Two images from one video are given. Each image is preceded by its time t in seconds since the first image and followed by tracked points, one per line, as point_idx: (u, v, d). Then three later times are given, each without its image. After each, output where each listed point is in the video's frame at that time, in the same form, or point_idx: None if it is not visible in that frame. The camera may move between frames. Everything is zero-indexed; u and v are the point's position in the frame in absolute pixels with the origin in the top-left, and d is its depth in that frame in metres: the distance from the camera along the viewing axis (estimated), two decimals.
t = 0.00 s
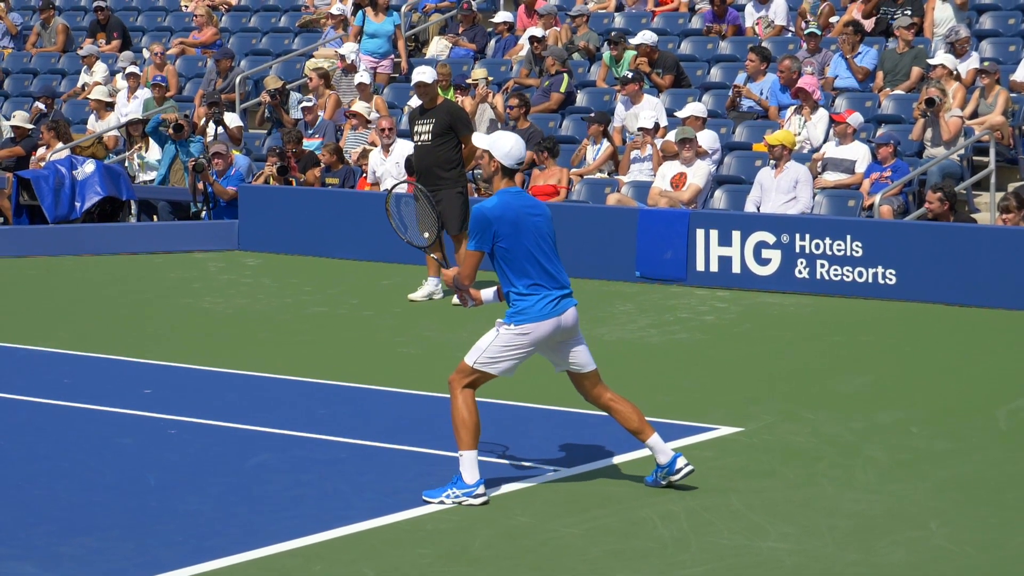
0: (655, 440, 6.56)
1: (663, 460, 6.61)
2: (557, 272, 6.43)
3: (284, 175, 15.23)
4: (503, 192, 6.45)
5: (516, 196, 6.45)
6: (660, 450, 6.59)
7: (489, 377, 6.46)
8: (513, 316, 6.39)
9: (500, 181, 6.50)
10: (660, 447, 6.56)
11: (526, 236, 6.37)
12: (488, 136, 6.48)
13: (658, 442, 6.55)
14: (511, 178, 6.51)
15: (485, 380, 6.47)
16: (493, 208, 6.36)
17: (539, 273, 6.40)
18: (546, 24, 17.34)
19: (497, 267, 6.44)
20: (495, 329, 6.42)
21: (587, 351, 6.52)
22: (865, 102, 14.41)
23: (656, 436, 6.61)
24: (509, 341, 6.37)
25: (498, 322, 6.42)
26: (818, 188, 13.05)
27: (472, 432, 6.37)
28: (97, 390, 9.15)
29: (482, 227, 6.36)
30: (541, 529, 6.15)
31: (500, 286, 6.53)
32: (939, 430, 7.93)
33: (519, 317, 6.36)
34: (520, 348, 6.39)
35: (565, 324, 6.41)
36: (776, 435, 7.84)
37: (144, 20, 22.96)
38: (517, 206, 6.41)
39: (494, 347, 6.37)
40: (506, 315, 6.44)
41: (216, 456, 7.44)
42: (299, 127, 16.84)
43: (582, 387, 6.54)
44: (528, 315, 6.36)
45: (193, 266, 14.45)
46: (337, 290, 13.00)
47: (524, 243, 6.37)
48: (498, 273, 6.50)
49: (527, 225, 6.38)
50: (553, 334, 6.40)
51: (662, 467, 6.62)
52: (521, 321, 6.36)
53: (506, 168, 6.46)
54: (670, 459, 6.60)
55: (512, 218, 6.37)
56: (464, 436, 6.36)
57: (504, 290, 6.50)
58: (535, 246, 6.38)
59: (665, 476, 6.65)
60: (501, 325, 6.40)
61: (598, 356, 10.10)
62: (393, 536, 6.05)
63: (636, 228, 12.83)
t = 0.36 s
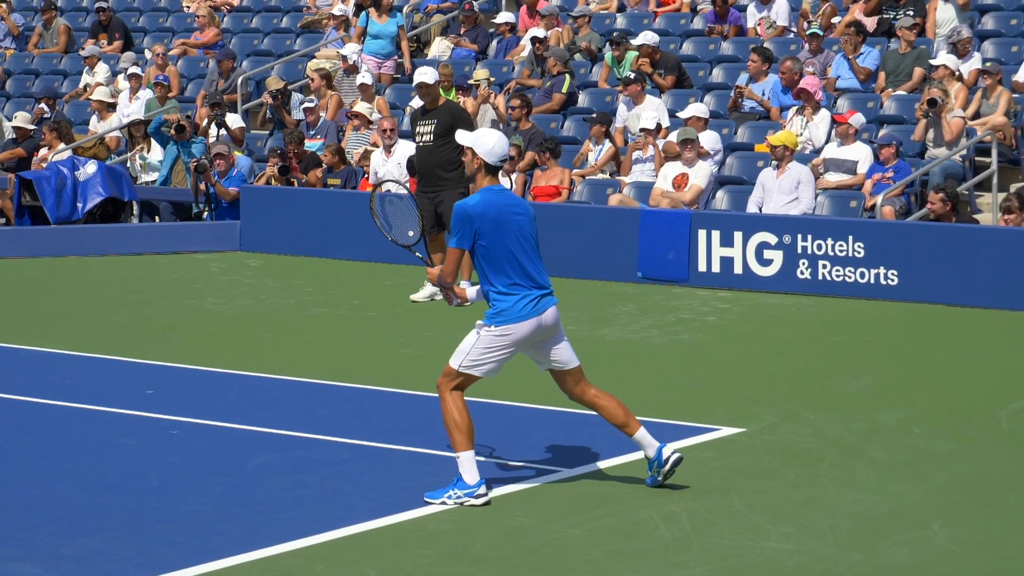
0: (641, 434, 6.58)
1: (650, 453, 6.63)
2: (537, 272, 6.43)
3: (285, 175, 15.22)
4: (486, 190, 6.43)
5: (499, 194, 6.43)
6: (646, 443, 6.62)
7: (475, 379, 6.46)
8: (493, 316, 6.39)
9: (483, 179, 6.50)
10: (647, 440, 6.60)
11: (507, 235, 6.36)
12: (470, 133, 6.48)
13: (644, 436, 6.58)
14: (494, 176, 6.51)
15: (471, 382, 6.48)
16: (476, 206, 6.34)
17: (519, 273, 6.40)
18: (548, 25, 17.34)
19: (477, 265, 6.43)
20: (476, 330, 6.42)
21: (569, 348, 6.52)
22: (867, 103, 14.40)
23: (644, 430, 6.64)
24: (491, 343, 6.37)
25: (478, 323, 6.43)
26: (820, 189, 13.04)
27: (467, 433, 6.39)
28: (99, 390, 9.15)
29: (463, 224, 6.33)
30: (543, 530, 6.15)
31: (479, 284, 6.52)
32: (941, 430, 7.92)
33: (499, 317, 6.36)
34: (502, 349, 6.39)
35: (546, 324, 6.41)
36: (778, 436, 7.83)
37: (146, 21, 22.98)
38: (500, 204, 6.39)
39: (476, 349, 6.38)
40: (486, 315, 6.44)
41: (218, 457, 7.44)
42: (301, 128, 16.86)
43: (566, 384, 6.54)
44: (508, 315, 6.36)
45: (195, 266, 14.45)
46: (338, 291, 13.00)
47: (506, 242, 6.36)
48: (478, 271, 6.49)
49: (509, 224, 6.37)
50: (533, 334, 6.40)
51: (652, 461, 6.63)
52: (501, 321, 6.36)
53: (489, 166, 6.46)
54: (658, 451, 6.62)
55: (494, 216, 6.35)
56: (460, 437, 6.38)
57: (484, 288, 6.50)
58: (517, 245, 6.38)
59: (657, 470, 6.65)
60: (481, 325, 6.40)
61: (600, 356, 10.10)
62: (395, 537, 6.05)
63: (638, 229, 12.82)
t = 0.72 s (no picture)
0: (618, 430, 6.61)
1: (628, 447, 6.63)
2: (519, 268, 6.42)
3: (287, 175, 15.21)
4: (470, 185, 6.42)
5: (482, 189, 6.42)
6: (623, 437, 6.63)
7: (466, 379, 6.45)
8: (475, 313, 6.38)
9: (467, 174, 6.46)
10: (624, 434, 6.62)
11: (490, 230, 6.35)
12: (454, 128, 6.43)
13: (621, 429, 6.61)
14: (478, 170, 6.47)
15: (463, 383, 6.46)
16: (458, 200, 6.33)
17: (501, 269, 6.40)
18: (550, 26, 17.31)
19: (459, 261, 6.42)
20: (460, 330, 6.41)
21: (549, 347, 6.54)
22: (868, 103, 14.42)
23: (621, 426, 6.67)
24: (476, 341, 6.35)
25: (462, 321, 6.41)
26: (822, 189, 13.03)
27: (464, 434, 6.38)
28: (101, 391, 9.16)
29: (446, 218, 6.33)
30: (545, 530, 6.15)
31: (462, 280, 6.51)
32: (942, 430, 7.92)
33: (482, 314, 6.35)
34: (488, 347, 6.37)
35: (528, 320, 6.40)
36: (779, 436, 7.83)
37: (148, 22, 23.01)
38: (483, 199, 6.38)
39: (462, 348, 6.36)
40: (467, 312, 6.43)
41: (220, 458, 7.45)
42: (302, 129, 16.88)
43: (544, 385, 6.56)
44: (490, 312, 6.35)
45: (197, 267, 14.46)
46: (340, 291, 13.01)
47: (488, 237, 6.36)
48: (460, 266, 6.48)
49: (491, 219, 6.37)
50: (516, 331, 6.39)
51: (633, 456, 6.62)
52: (483, 318, 6.35)
53: (473, 160, 6.43)
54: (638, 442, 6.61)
55: (477, 212, 6.34)
56: (457, 439, 6.37)
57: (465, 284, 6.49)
58: (498, 240, 6.37)
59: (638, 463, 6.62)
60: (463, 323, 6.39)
61: (602, 357, 10.10)
62: (397, 537, 6.05)
63: (640, 229, 12.82)
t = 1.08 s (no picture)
0: (588, 427, 6.60)
1: (598, 445, 6.60)
2: (502, 262, 6.46)
3: (289, 175, 15.21)
4: (454, 179, 6.43)
5: (465, 183, 6.44)
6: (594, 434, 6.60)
7: (460, 377, 6.47)
8: (461, 308, 6.39)
9: (451, 168, 6.46)
10: (594, 431, 6.59)
11: (474, 224, 6.38)
12: (438, 122, 6.44)
13: (592, 426, 6.59)
14: (462, 164, 6.48)
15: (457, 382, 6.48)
16: (442, 194, 6.34)
17: (485, 263, 6.42)
18: (552, 26, 17.30)
19: (443, 255, 6.43)
20: (448, 328, 6.42)
21: (530, 341, 6.58)
22: (870, 103, 14.43)
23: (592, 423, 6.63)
24: (464, 339, 6.37)
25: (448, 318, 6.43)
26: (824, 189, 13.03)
27: (463, 435, 6.38)
28: (103, 391, 9.17)
29: (430, 212, 6.34)
30: (547, 531, 6.15)
31: (446, 275, 6.52)
32: (945, 431, 7.92)
33: (468, 309, 6.37)
34: (476, 343, 6.39)
35: (513, 315, 6.43)
36: (782, 436, 7.84)
37: (150, 22, 23.03)
38: (466, 193, 6.40)
39: (451, 347, 6.39)
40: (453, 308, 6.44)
41: (223, 458, 7.45)
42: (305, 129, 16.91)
43: (521, 381, 6.61)
44: (476, 307, 6.36)
45: (199, 267, 14.47)
46: (343, 292, 13.02)
47: (471, 231, 6.38)
48: (443, 261, 6.49)
49: (476, 213, 6.39)
50: (502, 325, 6.42)
51: (601, 454, 6.60)
52: (469, 314, 6.37)
53: (457, 154, 6.43)
54: (607, 441, 6.58)
55: (462, 206, 6.36)
56: (457, 439, 6.37)
57: (448, 278, 6.50)
58: (482, 235, 6.40)
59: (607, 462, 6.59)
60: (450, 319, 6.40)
61: (604, 357, 10.11)
62: (400, 537, 6.06)
63: (642, 229, 12.83)
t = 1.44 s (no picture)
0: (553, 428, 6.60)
1: (563, 448, 6.61)
2: (490, 254, 6.49)
3: (291, 174, 15.19)
4: (439, 173, 6.44)
5: (451, 176, 6.44)
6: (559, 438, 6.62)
7: (453, 373, 6.49)
8: (452, 303, 6.41)
9: (436, 162, 6.49)
10: (560, 434, 6.61)
11: (461, 217, 6.40)
12: (422, 116, 6.46)
13: (558, 429, 6.58)
14: (448, 158, 6.50)
15: (449, 378, 6.51)
16: (430, 188, 6.35)
17: (473, 256, 6.44)
18: (554, 26, 17.30)
19: (430, 249, 6.44)
20: (438, 323, 6.43)
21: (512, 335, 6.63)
22: (873, 104, 14.38)
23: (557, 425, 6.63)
24: (455, 334, 6.39)
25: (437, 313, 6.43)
26: (826, 190, 13.02)
27: (460, 431, 6.43)
28: (104, 392, 9.18)
29: (418, 206, 6.34)
30: (549, 531, 6.15)
31: (433, 270, 6.53)
32: (947, 431, 7.92)
33: (457, 304, 6.38)
34: (466, 338, 6.41)
35: (502, 307, 6.47)
36: (784, 436, 7.84)
37: (152, 23, 23.03)
38: (453, 186, 6.41)
39: (442, 342, 6.40)
40: (442, 303, 6.45)
41: (226, 459, 7.45)
42: (307, 130, 16.97)
43: (496, 375, 6.62)
44: (466, 301, 6.39)
45: (202, 268, 14.48)
46: (345, 292, 13.03)
47: (459, 225, 6.40)
48: (430, 255, 6.50)
49: (463, 206, 6.41)
50: (492, 318, 6.45)
51: (563, 457, 6.61)
52: (458, 308, 6.38)
53: (441, 148, 6.45)
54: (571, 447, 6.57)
55: (449, 199, 6.38)
56: (455, 436, 6.41)
57: (435, 272, 6.51)
58: (469, 228, 6.42)
59: (568, 467, 6.60)
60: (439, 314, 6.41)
61: (607, 357, 10.11)
62: (402, 537, 6.06)
63: (644, 229, 12.82)
